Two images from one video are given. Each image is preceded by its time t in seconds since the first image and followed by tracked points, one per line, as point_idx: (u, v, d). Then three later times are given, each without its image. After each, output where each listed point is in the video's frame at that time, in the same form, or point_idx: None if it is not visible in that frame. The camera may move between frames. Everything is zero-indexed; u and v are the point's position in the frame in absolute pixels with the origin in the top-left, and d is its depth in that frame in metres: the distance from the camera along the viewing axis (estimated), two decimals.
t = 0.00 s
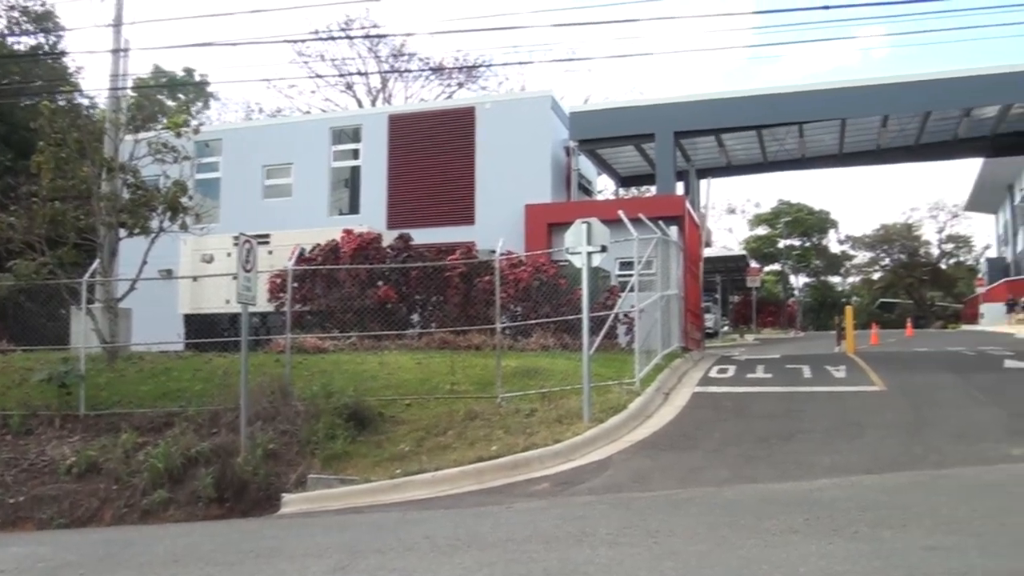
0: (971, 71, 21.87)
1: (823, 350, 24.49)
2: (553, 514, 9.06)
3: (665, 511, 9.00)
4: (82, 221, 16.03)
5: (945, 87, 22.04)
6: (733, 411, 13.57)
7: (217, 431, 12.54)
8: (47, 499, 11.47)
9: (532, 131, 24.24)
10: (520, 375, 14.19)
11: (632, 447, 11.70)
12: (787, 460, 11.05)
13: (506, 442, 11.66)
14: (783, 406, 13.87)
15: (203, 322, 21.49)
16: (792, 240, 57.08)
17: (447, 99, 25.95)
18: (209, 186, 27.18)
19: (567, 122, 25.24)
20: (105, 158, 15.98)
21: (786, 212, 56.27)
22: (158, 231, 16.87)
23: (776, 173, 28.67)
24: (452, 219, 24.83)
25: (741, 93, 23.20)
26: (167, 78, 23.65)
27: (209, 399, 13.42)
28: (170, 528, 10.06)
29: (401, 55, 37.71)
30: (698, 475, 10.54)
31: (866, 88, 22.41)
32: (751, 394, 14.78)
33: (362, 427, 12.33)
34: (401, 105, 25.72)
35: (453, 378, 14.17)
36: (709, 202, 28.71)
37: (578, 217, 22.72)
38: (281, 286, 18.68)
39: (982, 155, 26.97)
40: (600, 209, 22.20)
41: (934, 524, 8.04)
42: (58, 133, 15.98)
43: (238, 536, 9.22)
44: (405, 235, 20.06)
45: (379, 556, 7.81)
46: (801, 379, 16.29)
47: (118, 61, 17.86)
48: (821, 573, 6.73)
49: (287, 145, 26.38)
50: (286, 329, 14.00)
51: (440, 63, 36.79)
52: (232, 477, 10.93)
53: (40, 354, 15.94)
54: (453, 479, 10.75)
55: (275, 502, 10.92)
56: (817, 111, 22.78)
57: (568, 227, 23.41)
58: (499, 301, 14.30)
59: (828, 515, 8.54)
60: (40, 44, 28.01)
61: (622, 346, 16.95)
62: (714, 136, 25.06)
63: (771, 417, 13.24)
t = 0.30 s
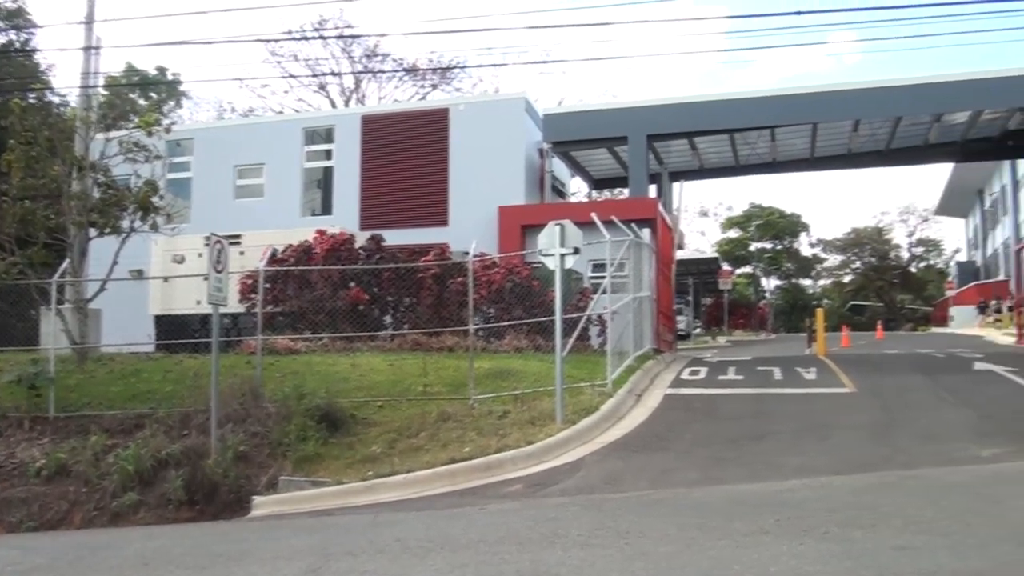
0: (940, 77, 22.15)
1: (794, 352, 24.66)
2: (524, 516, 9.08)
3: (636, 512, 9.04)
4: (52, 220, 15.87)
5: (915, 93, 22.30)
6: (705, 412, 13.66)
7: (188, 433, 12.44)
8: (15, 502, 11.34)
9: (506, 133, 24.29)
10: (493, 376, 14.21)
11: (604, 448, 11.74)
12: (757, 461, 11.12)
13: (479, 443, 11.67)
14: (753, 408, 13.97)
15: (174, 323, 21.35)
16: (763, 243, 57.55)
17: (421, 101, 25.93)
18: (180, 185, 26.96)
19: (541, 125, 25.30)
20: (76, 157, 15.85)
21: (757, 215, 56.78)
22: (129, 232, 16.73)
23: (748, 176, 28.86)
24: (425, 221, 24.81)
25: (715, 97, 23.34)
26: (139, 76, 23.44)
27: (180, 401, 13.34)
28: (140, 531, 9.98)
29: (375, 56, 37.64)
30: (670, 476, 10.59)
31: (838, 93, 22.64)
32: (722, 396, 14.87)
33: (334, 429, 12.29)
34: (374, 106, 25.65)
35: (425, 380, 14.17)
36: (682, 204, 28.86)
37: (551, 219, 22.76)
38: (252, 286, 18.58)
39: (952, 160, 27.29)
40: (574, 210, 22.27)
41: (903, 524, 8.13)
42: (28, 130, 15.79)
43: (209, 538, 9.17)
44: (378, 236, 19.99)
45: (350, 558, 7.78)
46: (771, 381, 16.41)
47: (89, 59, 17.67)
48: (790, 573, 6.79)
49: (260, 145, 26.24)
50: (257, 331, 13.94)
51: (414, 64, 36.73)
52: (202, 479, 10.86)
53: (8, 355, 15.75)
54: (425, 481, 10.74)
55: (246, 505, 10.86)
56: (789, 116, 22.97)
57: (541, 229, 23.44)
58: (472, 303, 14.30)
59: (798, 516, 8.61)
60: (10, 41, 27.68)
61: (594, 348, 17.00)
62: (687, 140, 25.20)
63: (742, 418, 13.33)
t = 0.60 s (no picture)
0: (904, 84, 22.43)
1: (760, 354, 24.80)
2: (491, 517, 9.07)
3: (603, 513, 9.06)
4: (15, 218, 15.66)
5: (880, 99, 22.58)
6: (672, 414, 13.72)
7: (152, 435, 12.30)
8: None
9: (475, 135, 24.33)
10: (460, 378, 14.21)
11: (571, 449, 11.77)
12: (724, 462, 11.20)
13: (446, 445, 11.66)
14: (720, 410, 14.05)
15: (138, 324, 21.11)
16: (730, 246, 58.04)
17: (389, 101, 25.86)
18: (146, 184, 26.67)
19: (509, 127, 25.34)
20: (41, 155, 15.47)
21: (724, 219, 57.36)
22: (93, 230, 16.63)
23: (715, 179, 29.05)
24: (393, 222, 24.73)
25: (683, 100, 23.47)
26: (105, 74, 23.15)
27: (145, 402, 13.21)
28: (103, 535, 9.85)
29: (344, 56, 37.48)
30: (636, 478, 10.63)
31: (804, 98, 22.87)
32: (688, 397, 14.95)
33: (300, 431, 12.23)
34: (342, 106, 25.53)
35: (392, 381, 14.13)
36: (650, 207, 28.99)
37: (519, 220, 22.80)
38: (217, 287, 18.45)
39: (916, 165, 27.64)
40: (542, 212, 22.31)
41: (867, 524, 8.23)
42: None
43: (174, 541, 9.07)
44: (346, 237, 19.90)
45: (315, 561, 7.74)
46: (737, 383, 16.52)
47: (54, 55, 17.41)
48: (755, 573, 6.84)
49: (227, 145, 26.05)
50: (223, 333, 13.82)
51: (383, 65, 36.60)
52: (167, 482, 10.76)
53: None
54: (392, 483, 10.71)
55: (211, 508, 10.77)
56: (756, 120, 23.16)
57: (509, 230, 23.45)
58: (440, 304, 14.27)
59: (763, 516, 8.68)
60: None
61: (562, 349, 17.05)
62: (655, 143, 25.33)
63: (708, 420, 13.42)
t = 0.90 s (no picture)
0: (873, 89, 22.67)
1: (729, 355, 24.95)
2: (461, 518, 9.07)
3: (573, 514, 9.09)
4: None
5: (850, 103, 22.81)
6: (641, 415, 13.78)
7: (120, 436, 12.17)
8: None
9: (446, 136, 24.32)
10: (431, 378, 14.20)
11: (541, 450, 11.80)
12: (693, 463, 11.26)
13: (415, 446, 11.63)
14: (689, 410, 14.13)
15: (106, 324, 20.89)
16: (700, 248, 58.49)
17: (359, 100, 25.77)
18: (114, 183, 26.39)
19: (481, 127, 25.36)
20: (8, 152, 15.33)
21: (694, 220, 57.98)
22: (61, 229, 16.37)
23: (685, 182, 29.19)
24: (364, 222, 24.64)
25: (655, 102, 23.57)
26: (74, 70, 22.87)
27: (113, 403, 13.09)
28: (69, 538, 9.73)
29: (315, 54, 37.34)
30: (606, 478, 10.67)
31: (774, 102, 23.05)
32: (658, 398, 15.03)
33: (269, 432, 12.17)
34: (313, 105, 25.40)
35: (362, 382, 14.09)
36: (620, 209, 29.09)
37: (490, 221, 22.79)
38: (186, 287, 18.32)
39: (884, 169, 27.94)
40: (513, 213, 22.33)
41: (835, 523, 8.31)
42: None
43: (141, 544, 8.98)
44: (317, 237, 19.80)
45: (284, 563, 7.70)
46: (706, 384, 16.62)
47: (23, 51, 17.19)
48: (724, 573, 6.88)
49: (196, 143, 25.85)
50: (191, 333, 13.71)
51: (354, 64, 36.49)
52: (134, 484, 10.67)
53: None
54: (361, 485, 10.67)
55: (179, 510, 10.68)
56: (726, 122, 23.31)
57: (480, 231, 23.43)
58: (410, 305, 14.22)
59: (732, 516, 8.74)
60: None
61: (532, 350, 17.08)
62: (626, 145, 25.42)
63: (677, 420, 13.50)
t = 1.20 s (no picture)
0: (842, 93, 22.88)
1: (698, 356, 25.12)
2: (430, 519, 9.07)
3: (542, 513, 9.11)
4: None
5: (820, 106, 23.02)
6: (611, 415, 13.85)
7: (87, 437, 12.04)
8: None
9: (417, 136, 24.31)
10: (400, 379, 14.18)
11: (511, 450, 11.81)
12: (662, 463, 11.34)
13: (385, 447, 11.60)
14: (658, 410, 14.23)
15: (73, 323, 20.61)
16: (670, 249, 58.73)
17: (330, 99, 25.69)
18: (82, 180, 26.09)
19: (452, 128, 25.36)
20: None
21: (665, 221, 58.05)
22: (27, 227, 16.13)
23: (656, 183, 29.34)
24: (334, 221, 24.53)
25: (627, 104, 23.65)
26: (41, 66, 22.59)
27: (80, 403, 12.94)
28: (34, 541, 9.60)
29: (285, 53, 37.11)
30: (576, 478, 10.71)
31: (745, 105, 23.27)
32: (628, 399, 15.10)
33: (237, 433, 12.09)
34: (283, 104, 25.26)
35: (331, 383, 14.03)
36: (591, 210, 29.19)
37: (461, 222, 22.77)
38: (154, 286, 18.17)
39: (853, 172, 28.23)
40: (484, 214, 22.33)
41: (803, 523, 8.38)
42: None
43: (107, 546, 8.88)
44: (286, 236, 19.70)
45: (253, 565, 7.65)
46: (675, 384, 16.73)
47: None
48: (693, 572, 6.93)
49: (165, 141, 25.62)
50: (159, 333, 13.59)
51: (325, 62, 36.32)
52: (101, 485, 10.54)
53: None
54: (330, 486, 10.63)
55: (146, 511, 10.58)
56: (698, 124, 23.45)
57: (451, 232, 23.40)
58: (380, 305, 14.16)
59: (700, 515, 8.80)
60: None
61: (503, 351, 17.11)
62: (598, 146, 25.49)
63: (647, 421, 13.56)
